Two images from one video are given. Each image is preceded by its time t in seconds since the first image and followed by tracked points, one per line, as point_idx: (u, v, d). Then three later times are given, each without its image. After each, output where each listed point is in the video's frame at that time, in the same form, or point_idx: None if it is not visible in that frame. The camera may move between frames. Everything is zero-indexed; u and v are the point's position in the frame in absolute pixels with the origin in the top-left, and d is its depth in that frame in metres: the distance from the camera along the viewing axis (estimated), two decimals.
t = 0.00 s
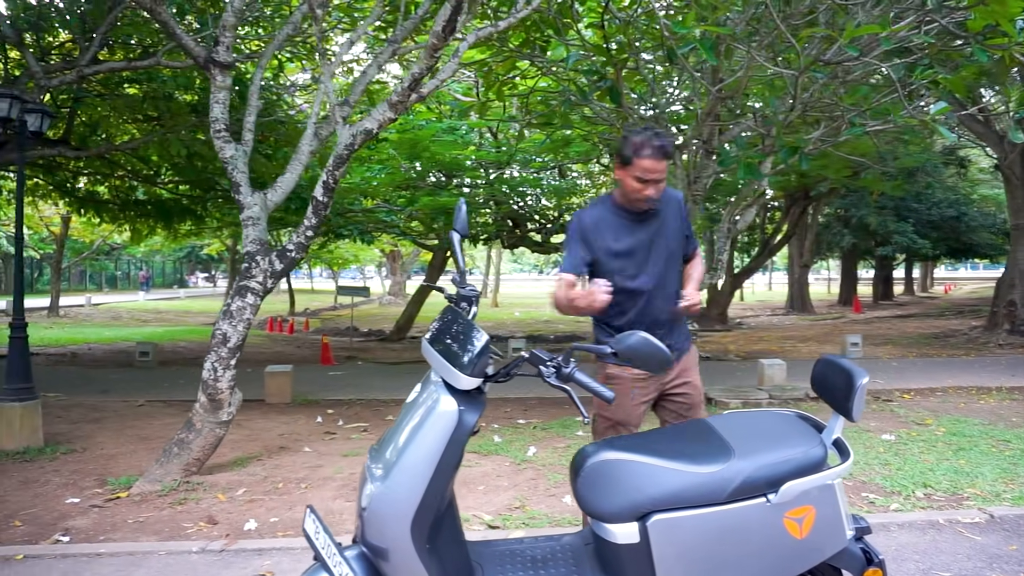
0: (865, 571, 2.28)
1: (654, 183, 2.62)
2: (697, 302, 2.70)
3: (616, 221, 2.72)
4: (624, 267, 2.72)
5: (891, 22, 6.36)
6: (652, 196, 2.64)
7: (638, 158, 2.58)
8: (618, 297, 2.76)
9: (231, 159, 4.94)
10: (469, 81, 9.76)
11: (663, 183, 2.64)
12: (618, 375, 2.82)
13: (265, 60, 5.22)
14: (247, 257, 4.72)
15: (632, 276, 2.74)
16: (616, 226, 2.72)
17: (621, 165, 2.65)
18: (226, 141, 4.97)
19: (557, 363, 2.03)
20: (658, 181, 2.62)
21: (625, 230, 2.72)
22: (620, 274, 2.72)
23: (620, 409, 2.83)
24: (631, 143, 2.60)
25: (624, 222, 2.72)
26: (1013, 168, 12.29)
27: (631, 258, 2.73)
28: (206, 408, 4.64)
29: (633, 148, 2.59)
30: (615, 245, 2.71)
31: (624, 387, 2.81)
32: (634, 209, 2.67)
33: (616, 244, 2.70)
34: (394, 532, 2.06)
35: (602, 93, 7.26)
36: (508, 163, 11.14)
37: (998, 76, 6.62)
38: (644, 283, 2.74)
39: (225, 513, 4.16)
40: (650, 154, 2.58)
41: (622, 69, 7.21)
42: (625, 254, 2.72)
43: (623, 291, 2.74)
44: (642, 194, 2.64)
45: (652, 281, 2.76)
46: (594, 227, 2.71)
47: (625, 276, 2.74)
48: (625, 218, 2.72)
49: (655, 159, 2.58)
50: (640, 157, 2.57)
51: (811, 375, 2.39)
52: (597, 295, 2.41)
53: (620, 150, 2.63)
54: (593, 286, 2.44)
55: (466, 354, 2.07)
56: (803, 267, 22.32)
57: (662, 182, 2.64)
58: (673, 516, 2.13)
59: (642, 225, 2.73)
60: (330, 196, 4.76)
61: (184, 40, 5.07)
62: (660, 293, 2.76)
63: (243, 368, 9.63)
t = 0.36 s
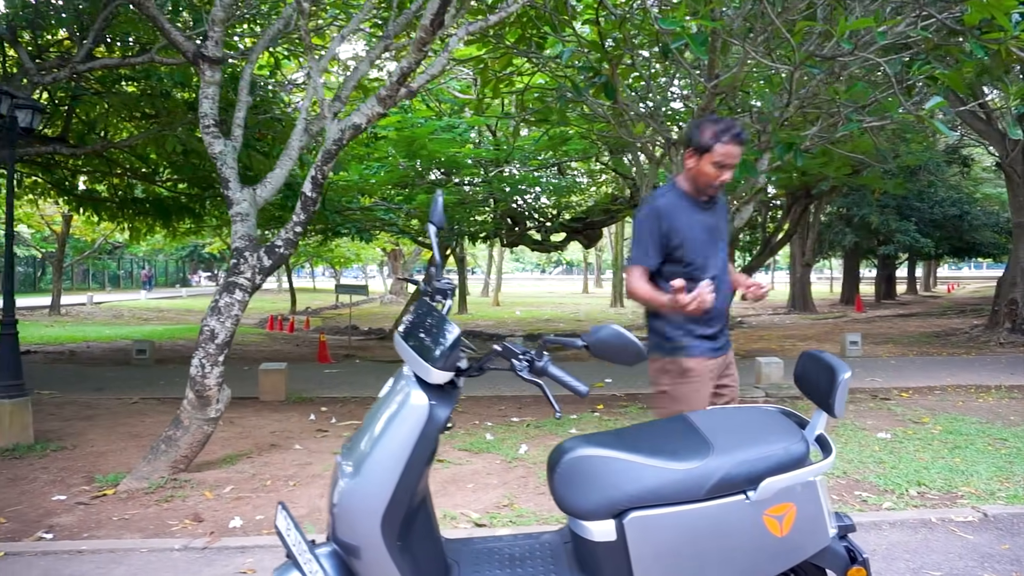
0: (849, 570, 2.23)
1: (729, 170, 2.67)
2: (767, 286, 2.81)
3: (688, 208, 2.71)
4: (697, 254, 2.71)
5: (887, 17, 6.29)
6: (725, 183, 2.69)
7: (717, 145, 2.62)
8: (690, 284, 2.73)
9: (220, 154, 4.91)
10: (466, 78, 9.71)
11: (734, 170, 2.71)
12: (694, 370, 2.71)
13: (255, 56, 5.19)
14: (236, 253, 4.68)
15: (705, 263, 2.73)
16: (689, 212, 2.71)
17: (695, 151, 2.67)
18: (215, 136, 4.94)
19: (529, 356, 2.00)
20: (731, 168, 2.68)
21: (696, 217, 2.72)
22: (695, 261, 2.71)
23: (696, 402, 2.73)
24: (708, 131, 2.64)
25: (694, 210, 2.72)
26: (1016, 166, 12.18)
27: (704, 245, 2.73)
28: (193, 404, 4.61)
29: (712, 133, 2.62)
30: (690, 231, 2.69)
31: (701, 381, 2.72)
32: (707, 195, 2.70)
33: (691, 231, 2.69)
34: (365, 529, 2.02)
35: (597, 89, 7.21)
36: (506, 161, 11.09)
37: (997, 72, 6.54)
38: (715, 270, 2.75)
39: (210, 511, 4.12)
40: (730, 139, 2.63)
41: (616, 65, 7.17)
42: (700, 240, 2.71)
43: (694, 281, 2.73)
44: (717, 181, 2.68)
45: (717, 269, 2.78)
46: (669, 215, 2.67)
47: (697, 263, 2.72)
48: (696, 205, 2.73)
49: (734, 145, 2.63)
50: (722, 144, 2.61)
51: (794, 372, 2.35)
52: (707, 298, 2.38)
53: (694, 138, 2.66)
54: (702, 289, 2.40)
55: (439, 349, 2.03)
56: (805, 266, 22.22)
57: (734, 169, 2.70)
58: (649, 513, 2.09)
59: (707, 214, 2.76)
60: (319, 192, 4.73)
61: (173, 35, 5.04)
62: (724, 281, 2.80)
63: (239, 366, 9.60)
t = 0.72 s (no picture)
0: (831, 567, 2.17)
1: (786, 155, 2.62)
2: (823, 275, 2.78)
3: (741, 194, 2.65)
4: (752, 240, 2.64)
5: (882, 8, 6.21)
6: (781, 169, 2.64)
7: (774, 131, 2.58)
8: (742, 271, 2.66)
9: (204, 146, 4.84)
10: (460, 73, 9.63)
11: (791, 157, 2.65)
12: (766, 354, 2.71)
13: (240, 47, 5.13)
14: (219, 246, 4.61)
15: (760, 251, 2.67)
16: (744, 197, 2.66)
17: (751, 137, 2.64)
18: (199, 128, 4.87)
19: (498, 345, 1.93)
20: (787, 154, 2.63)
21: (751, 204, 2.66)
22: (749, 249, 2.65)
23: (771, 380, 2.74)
24: (767, 115, 2.60)
25: (748, 195, 2.66)
26: (1015, 162, 12.08)
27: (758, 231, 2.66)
28: (176, 400, 4.54)
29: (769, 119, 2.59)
30: (744, 216, 2.63)
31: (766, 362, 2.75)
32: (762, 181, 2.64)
33: (746, 218, 2.64)
34: (327, 523, 1.95)
35: (590, 83, 7.15)
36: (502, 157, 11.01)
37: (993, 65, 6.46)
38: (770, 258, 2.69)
39: (191, 507, 4.06)
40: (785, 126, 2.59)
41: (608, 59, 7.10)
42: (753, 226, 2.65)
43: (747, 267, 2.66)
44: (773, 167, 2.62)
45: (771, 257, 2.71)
46: (722, 198, 2.61)
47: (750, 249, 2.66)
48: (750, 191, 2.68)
49: (791, 132, 2.59)
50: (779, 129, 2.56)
51: (777, 361, 2.29)
52: (750, 266, 2.28)
53: (752, 123, 2.62)
54: (744, 259, 2.31)
55: (406, 339, 1.97)
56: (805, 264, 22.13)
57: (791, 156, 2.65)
58: (622, 509, 2.02)
59: (760, 200, 2.70)
60: (304, 184, 4.66)
61: (156, 26, 4.97)
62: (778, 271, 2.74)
63: (232, 363, 9.55)
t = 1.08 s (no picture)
0: (807, 564, 2.10)
1: (853, 134, 2.28)
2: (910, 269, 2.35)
3: (801, 175, 2.37)
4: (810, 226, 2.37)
5: None
6: (847, 148, 2.30)
7: (839, 107, 2.25)
8: (801, 260, 2.39)
9: (185, 139, 4.77)
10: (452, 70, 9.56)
11: (863, 134, 2.30)
12: (823, 360, 2.33)
13: (221, 39, 5.06)
14: (199, 240, 4.55)
15: (822, 239, 2.37)
16: (804, 179, 2.37)
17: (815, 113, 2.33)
18: (180, 121, 4.80)
19: (458, 333, 1.88)
20: (856, 131, 2.28)
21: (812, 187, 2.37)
22: (807, 236, 2.38)
23: (834, 393, 2.32)
24: (833, 88, 2.27)
25: (809, 177, 2.37)
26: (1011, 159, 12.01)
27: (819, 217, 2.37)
28: (154, 396, 4.47)
29: (834, 93, 2.26)
30: (801, 200, 2.36)
31: (831, 371, 2.33)
32: (826, 162, 2.33)
33: (803, 202, 2.36)
34: (280, 517, 1.89)
35: (579, 77, 7.08)
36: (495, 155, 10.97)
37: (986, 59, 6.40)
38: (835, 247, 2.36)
39: (167, 504, 3.99)
40: (853, 100, 2.24)
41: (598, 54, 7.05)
42: (813, 211, 2.36)
43: (806, 256, 2.39)
44: (837, 147, 2.31)
45: (839, 246, 2.39)
46: (775, 180, 2.37)
47: (811, 237, 2.38)
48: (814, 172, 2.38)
49: (860, 108, 2.24)
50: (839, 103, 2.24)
51: (752, 352, 2.23)
52: (733, 304, 2.24)
53: (816, 97, 2.30)
54: (734, 292, 2.26)
55: (360, 330, 1.92)
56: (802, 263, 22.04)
57: (862, 134, 2.30)
58: (587, 503, 1.96)
59: (828, 182, 2.39)
60: (285, 177, 4.61)
61: (136, 17, 4.91)
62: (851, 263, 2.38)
63: (223, 361, 9.48)
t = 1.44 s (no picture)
0: (787, 550, 2.11)
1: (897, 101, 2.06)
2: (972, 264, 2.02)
3: (848, 148, 2.19)
4: (849, 205, 2.19)
5: None
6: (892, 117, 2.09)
7: (879, 71, 2.06)
8: (840, 242, 2.22)
9: (177, 134, 4.79)
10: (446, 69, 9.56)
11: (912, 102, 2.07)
12: (847, 357, 2.21)
13: (213, 35, 5.07)
14: (190, 235, 4.56)
15: (863, 221, 2.17)
16: (849, 153, 2.19)
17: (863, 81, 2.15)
18: (172, 116, 4.81)
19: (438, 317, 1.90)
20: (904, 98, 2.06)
21: (860, 162, 2.18)
22: (846, 217, 2.20)
23: (853, 396, 2.22)
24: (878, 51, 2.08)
25: (855, 150, 2.18)
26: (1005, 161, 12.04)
27: (862, 195, 2.17)
28: (145, 390, 4.48)
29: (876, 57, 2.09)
30: (838, 175, 2.19)
31: (853, 372, 2.21)
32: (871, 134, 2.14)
33: (842, 179, 2.18)
34: (261, 499, 1.91)
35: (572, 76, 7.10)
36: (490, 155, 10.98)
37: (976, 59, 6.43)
38: (878, 231, 2.14)
39: (156, 497, 4.00)
40: (894, 64, 2.04)
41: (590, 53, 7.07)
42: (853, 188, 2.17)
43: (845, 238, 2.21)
44: (883, 117, 2.10)
45: (887, 229, 2.15)
46: (814, 154, 2.23)
47: (851, 217, 2.19)
48: (863, 146, 2.18)
49: (902, 71, 2.04)
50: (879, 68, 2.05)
51: (732, 339, 2.25)
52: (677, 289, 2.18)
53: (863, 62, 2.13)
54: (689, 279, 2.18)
55: (343, 316, 1.93)
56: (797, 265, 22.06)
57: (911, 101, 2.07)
58: (567, 486, 1.99)
59: (879, 157, 2.16)
60: (276, 172, 4.62)
61: (128, 12, 4.91)
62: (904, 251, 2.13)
63: (216, 360, 9.47)
